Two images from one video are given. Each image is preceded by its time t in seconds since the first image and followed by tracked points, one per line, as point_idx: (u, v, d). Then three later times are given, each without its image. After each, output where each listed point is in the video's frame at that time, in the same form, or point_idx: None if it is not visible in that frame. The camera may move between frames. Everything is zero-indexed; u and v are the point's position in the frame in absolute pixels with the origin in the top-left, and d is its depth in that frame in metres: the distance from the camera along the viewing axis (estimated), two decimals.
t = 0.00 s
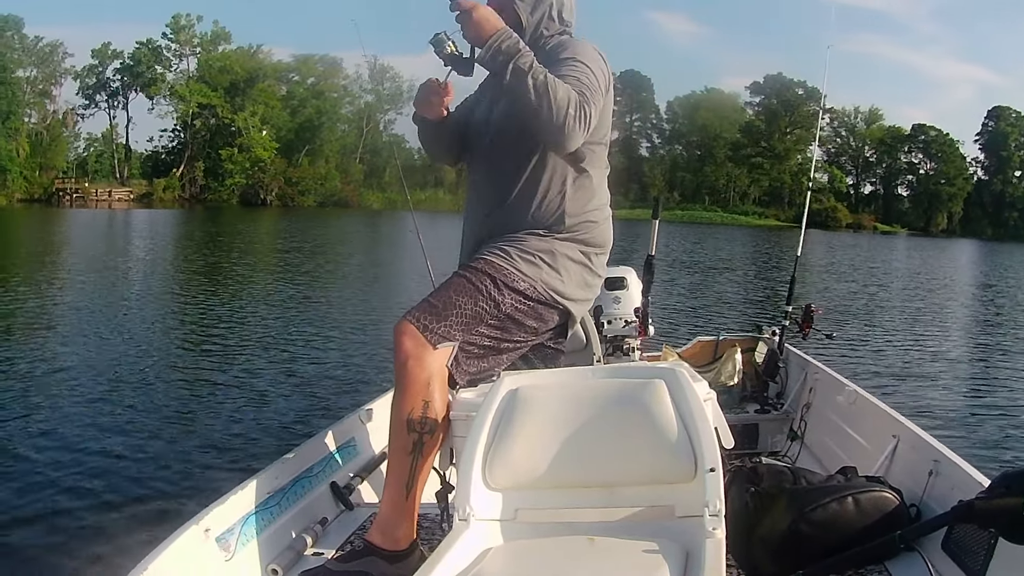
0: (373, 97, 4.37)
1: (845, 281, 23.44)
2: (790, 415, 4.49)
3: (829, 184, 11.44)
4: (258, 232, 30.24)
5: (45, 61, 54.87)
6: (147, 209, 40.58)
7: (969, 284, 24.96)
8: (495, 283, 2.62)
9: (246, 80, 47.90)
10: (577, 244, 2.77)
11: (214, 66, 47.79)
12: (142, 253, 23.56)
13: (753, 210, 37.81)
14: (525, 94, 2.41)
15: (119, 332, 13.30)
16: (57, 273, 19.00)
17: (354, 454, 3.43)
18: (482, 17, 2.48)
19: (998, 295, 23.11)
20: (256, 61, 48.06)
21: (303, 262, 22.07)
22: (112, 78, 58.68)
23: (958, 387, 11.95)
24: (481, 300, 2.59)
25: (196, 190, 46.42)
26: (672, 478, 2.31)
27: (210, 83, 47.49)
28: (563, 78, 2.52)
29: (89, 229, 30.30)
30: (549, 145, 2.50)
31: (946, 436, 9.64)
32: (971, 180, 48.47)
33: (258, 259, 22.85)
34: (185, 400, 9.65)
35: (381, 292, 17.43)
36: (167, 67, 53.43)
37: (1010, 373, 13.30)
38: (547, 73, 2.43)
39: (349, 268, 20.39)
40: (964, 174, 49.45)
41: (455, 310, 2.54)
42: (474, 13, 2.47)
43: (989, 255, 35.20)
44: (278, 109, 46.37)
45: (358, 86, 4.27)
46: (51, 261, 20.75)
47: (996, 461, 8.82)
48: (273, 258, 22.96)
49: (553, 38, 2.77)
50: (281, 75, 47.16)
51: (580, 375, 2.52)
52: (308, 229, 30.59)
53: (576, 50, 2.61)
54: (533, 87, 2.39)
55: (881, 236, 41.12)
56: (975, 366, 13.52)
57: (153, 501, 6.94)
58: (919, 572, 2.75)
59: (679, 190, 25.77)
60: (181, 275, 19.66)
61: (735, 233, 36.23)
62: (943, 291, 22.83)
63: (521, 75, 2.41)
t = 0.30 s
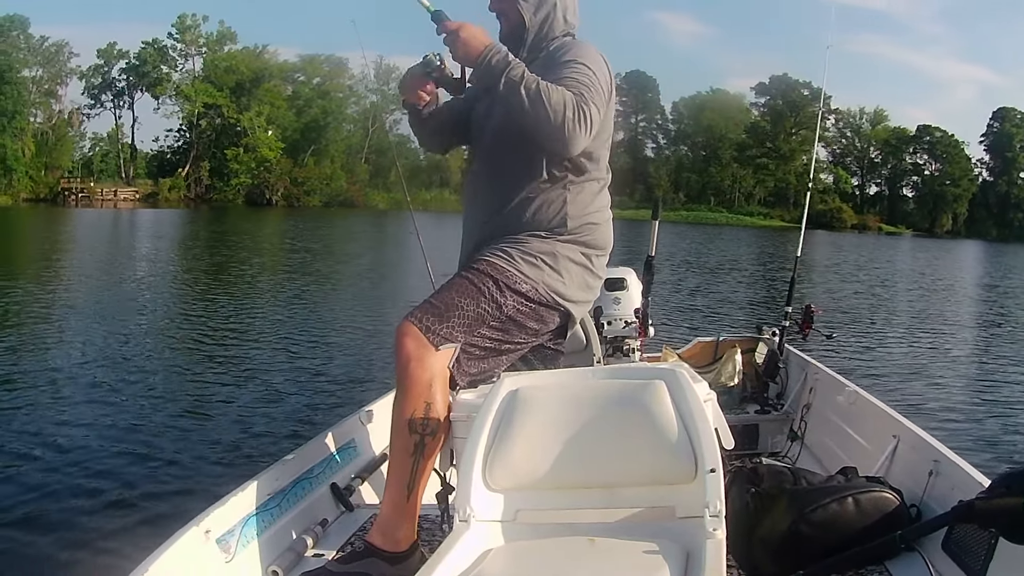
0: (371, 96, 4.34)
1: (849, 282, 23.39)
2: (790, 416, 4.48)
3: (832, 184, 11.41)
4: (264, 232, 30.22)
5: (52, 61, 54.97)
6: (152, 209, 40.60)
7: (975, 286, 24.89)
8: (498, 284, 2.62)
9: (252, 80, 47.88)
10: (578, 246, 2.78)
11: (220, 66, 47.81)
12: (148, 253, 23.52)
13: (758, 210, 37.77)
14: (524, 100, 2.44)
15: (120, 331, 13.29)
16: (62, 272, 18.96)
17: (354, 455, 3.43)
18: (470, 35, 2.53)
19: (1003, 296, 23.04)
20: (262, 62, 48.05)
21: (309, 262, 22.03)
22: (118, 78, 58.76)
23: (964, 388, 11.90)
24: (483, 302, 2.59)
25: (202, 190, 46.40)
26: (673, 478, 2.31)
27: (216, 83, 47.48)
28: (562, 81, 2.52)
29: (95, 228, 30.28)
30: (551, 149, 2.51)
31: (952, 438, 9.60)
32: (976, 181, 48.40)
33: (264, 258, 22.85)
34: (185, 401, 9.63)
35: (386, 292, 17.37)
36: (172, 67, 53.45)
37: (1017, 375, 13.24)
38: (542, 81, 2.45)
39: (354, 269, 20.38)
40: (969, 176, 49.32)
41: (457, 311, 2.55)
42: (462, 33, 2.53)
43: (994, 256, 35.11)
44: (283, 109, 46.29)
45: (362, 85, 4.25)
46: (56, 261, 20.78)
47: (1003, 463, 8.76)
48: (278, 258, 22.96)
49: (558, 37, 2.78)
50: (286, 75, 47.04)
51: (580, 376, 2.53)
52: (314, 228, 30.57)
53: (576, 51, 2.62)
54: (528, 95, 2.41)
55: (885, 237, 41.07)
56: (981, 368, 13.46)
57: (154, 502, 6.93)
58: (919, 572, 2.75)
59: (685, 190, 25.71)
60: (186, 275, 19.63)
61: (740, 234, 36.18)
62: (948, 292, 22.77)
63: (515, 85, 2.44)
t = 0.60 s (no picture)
0: (374, 100, 4.33)
1: (853, 283, 23.33)
2: (790, 416, 4.49)
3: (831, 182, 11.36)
4: (269, 232, 30.20)
5: (56, 60, 55.00)
6: (156, 209, 40.63)
7: (980, 287, 24.84)
8: (498, 285, 2.63)
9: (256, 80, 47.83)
10: (578, 245, 2.77)
11: (225, 66, 47.74)
12: (154, 253, 23.51)
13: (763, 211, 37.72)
14: (509, 115, 2.46)
15: (125, 331, 13.28)
16: (67, 271, 18.93)
17: (354, 454, 3.43)
18: (447, 74, 2.62)
19: (1008, 297, 22.99)
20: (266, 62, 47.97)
21: (314, 262, 22.00)
22: (123, 78, 58.79)
23: (969, 390, 11.85)
24: (483, 302, 2.60)
25: (207, 190, 46.41)
26: (673, 479, 2.31)
27: (221, 83, 47.43)
28: (555, 88, 2.53)
29: (100, 228, 30.33)
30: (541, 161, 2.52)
31: (956, 439, 9.56)
32: (981, 183, 48.27)
33: (269, 258, 22.83)
34: (186, 400, 9.63)
35: (391, 292, 17.34)
36: (177, 66, 53.43)
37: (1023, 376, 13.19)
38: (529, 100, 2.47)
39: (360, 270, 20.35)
40: (974, 177, 49.20)
41: (457, 311, 2.55)
42: (440, 74, 2.62)
43: (999, 257, 35.02)
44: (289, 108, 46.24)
45: (365, 86, 4.23)
46: (60, 260, 20.79)
47: (1009, 465, 8.72)
48: (283, 258, 22.94)
49: (560, 37, 2.77)
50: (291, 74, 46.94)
51: (580, 376, 2.53)
52: (319, 228, 30.57)
53: (572, 53, 2.61)
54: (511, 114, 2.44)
55: (889, 238, 41.00)
56: (985, 369, 13.41)
57: (155, 501, 6.92)
58: (919, 572, 2.75)
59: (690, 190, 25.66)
60: (190, 274, 19.62)
61: (744, 234, 36.13)
62: (952, 293, 22.73)
63: (501, 109, 2.47)
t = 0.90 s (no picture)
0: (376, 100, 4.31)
1: (857, 284, 23.26)
2: (790, 416, 4.49)
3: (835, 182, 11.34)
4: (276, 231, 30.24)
5: (62, 60, 55.13)
6: (162, 208, 40.72)
7: (985, 288, 24.80)
8: (496, 285, 2.63)
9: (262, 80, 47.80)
10: (576, 245, 2.78)
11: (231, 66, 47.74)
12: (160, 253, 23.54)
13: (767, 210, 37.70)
14: (496, 104, 2.47)
15: (128, 331, 13.30)
16: (73, 271, 18.94)
17: (355, 454, 3.43)
18: (439, 57, 2.65)
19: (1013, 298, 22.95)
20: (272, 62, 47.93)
21: (320, 262, 22.01)
22: (129, 78, 58.88)
23: (974, 391, 11.79)
24: (481, 302, 2.60)
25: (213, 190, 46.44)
26: (673, 478, 2.30)
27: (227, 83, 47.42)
28: (548, 83, 2.54)
29: (107, 227, 30.44)
30: (528, 155, 2.53)
31: (961, 440, 9.51)
32: (987, 184, 48.19)
33: (275, 258, 22.87)
34: (187, 400, 9.63)
35: (396, 292, 17.32)
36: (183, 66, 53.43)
37: None
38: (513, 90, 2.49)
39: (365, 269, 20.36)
40: (980, 178, 49.09)
41: (455, 311, 2.55)
42: (431, 58, 2.66)
43: (1004, 258, 34.95)
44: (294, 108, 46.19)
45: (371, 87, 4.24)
46: (68, 260, 20.86)
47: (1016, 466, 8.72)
48: (290, 258, 22.98)
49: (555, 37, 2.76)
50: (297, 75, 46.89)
51: (579, 376, 2.53)
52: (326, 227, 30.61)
53: (567, 51, 2.61)
54: (497, 101, 2.47)
55: (894, 238, 40.95)
56: (991, 370, 13.35)
57: (156, 501, 6.93)
58: (920, 571, 2.75)
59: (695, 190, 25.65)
60: (196, 274, 19.66)
61: (748, 234, 36.09)
62: (958, 294, 22.72)
63: (486, 99, 2.49)
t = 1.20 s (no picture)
0: (382, 101, 4.31)
1: (861, 284, 23.23)
2: (791, 416, 4.49)
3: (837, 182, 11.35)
4: (281, 231, 30.29)
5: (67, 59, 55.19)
6: (166, 207, 40.77)
7: (989, 289, 24.77)
8: (495, 285, 2.63)
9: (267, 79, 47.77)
10: (575, 245, 2.78)
11: (236, 66, 47.76)
12: (165, 252, 23.54)
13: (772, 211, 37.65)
14: (491, 84, 2.44)
15: (134, 330, 13.33)
16: (79, 271, 18.90)
17: (355, 455, 3.43)
18: (447, 14, 2.57)
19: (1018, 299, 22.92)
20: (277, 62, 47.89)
21: (325, 262, 22.01)
22: (134, 78, 58.93)
23: (978, 391, 11.79)
24: (480, 302, 2.60)
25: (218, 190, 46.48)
26: (672, 478, 2.31)
27: (232, 83, 47.43)
28: (542, 73, 2.54)
29: (112, 226, 30.52)
30: (519, 137, 2.50)
31: (965, 441, 9.49)
32: (991, 184, 48.14)
33: (279, 258, 22.93)
34: (190, 400, 9.63)
35: (401, 293, 17.41)
36: (188, 66, 53.44)
37: None
38: (509, 65, 2.46)
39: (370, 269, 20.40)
40: (984, 179, 48.98)
41: (453, 311, 2.54)
42: (437, 11, 2.57)
43: (1009, 260, 34.87)
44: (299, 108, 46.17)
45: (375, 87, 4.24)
46: (73, 259, 20.91)
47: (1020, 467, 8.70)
48: (294, 257, 23.06)
49: (557, 36, 2.75)
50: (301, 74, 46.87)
51: (578, 376, 2.53)
52: (329, 226, 30.62)
53: (564, 45, 2.63)
54: (494, 76, 2.43)
55: (898, 239, 40.87)
56: (996, 371, 13.33)
57: (158, 499, 6.95)
58: (920, 571, 2.74)
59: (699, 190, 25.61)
60: (201, 273, 19.70)
61: (752, 235, 36.07)
62: (963, 295, 22.70)
63: (483, 68, 2.46)
